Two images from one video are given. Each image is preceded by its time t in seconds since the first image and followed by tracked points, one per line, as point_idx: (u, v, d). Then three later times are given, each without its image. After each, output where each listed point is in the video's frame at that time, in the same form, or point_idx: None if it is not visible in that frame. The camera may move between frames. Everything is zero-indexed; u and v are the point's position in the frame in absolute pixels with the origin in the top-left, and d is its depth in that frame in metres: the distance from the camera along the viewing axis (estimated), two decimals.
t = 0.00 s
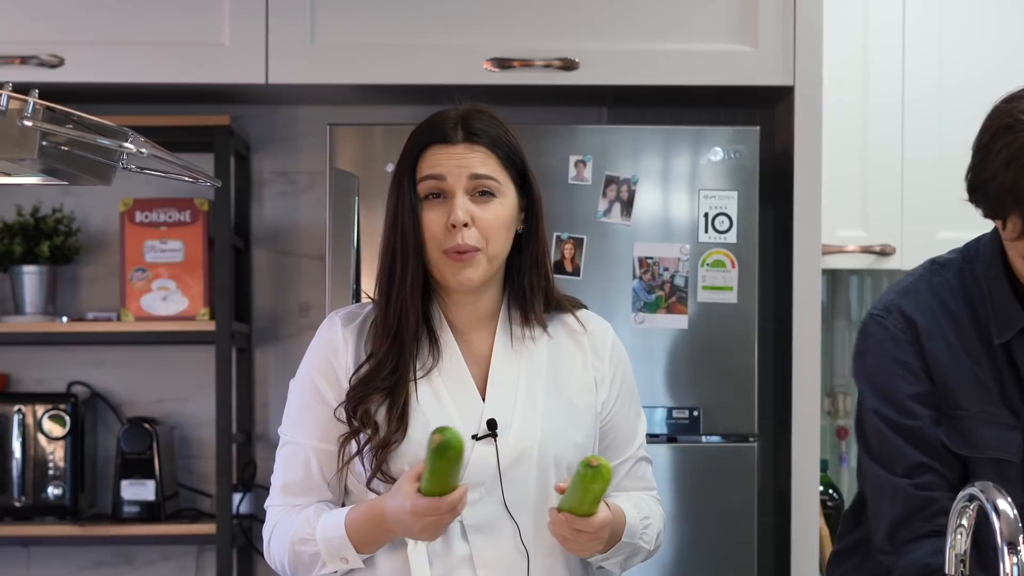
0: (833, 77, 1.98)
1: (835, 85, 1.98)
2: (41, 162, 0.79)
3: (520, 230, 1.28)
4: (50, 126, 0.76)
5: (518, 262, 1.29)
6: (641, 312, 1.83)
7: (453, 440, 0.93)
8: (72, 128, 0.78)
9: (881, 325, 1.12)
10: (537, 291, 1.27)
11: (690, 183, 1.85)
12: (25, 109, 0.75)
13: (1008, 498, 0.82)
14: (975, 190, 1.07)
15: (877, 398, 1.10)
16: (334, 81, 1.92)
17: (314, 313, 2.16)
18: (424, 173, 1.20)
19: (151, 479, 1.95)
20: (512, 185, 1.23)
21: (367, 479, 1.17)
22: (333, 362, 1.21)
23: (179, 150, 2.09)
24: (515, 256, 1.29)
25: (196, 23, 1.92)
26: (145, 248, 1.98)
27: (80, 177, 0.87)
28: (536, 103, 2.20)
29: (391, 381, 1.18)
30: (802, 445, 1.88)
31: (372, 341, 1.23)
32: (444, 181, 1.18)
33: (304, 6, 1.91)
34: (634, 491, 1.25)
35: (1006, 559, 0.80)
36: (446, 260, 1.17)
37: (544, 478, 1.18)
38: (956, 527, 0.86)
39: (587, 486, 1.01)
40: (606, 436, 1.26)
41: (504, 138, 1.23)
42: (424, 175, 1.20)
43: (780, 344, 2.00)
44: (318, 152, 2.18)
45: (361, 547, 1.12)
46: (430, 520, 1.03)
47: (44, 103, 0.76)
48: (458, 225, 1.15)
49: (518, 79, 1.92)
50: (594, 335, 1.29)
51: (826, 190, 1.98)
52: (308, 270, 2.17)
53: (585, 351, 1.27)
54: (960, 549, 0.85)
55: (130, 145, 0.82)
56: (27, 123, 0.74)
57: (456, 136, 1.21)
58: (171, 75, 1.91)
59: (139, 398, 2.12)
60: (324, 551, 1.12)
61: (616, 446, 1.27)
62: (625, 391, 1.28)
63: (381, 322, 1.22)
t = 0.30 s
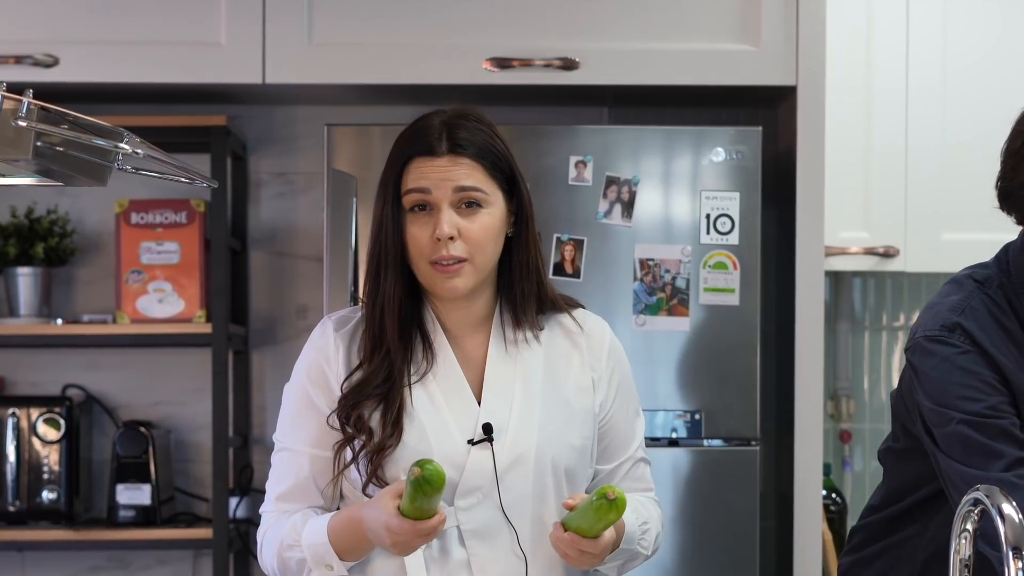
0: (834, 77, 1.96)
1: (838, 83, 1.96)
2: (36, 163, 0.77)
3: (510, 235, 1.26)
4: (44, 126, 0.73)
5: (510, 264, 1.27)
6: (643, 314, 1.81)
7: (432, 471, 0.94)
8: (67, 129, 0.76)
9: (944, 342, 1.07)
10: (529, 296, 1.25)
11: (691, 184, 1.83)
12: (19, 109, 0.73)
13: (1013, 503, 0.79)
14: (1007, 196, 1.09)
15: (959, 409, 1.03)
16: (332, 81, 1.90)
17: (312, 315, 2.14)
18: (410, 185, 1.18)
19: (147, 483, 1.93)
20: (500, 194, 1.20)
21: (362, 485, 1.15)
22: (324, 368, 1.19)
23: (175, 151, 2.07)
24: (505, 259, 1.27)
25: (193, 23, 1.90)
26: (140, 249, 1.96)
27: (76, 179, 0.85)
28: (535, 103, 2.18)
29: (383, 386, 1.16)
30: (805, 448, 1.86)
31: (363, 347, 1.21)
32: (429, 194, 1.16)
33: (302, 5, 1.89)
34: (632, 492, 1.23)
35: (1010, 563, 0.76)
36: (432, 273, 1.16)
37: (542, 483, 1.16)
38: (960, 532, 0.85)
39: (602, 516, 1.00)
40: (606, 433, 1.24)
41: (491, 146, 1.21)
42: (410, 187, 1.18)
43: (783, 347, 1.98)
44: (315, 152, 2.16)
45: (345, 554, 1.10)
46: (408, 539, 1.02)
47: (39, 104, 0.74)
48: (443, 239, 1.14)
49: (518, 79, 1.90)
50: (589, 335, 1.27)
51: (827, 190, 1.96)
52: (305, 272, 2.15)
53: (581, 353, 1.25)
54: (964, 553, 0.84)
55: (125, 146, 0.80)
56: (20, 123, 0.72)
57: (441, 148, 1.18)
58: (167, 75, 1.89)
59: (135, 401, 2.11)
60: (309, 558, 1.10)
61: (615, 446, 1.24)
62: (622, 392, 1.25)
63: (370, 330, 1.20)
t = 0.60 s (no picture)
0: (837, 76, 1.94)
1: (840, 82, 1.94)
2: (30, 164, 0.75)
3: (510, 235, 1.24)
4: (39, 127, 0.72)
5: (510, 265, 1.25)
6: (644, 317, 1.79)
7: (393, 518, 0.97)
8: (62, 129, 0.74)
9: (948, 340, 1.06)
10: (529, 297, 1.24)
11: (693, 184, 1.81)
12: (14, 109, 0.71)
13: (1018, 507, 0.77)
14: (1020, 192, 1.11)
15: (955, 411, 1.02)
16: (330, 80, 1.88)
17: (309, 317, 2.12)
18: (410, 186, 1.16)
19: (143, 487, 1.91)
20: (500, 193, 1.18)
21: (358, 488, 1.13)
22: (323, 368, 1.17)
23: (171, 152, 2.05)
24: (505, 260, 1.25)
25: (189, 22, 1.88)
26: (135, 251, 1.94)
27: (71, 180, 0.83)
28: (534, 103, 2.16)
29: (378, 387, 1.14)
30: (807, 452, 1.84)
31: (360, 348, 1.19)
32: (430, 194, 1.14)
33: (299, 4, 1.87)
34: (631, 498, 1.21)
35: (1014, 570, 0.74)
36: (434, 273, 1.14)
37: (539, 488, 1.14)
38: (963, 538, 0.83)
39: (598, 517, 1.00)
40: (605, 438, 1.22)
41: (491, 145, 1.19)
42: (410, 188, 1.16)
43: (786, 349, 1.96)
44: (313, 153, 2.14)
45: (351, 558, 1.08)
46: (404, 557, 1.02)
47: (34, 104, 0.72)
48: (444, 239, 1.12)
49: (517, 79, 1.88)
50: (589, 338, 1.25)
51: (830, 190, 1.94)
52: (302, 274, 2.13)
53: (581, 356, 1.23)
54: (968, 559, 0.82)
55: (120, 146, 0.78)
56: (15, 124, 0.70)
57: (441, 147, 1.16)
58: (163, 75, 1.87)
59: (131, 404, 2.09)
60: (313, 562, 1.08)
61: (614, 450, 1.22)
62: (621, 397, 1.24)
63: (365, 331, 1.18)
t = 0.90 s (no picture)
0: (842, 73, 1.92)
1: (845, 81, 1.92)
2: (23, 166, 0.72)
3: (524, 234, 1.22)
4: (33, 127, 0.69)
5: (522, 266, 1.23)
6: (645, 319, 1.77)
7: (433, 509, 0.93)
8: (56, 129, 0.72)
9: (894, 295, 1.03)
10: (540, 298, 1.22)
11: (694, 185, 1.79)
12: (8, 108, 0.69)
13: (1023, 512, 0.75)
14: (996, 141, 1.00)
15: (883, 372, 1.03)
16: (328, 81, 1.86)
17: (306, 319, 2.10)
18: (429, 178, 1.14)
19: (138, 491, 1.89)
20: (519, 189, 1.18)
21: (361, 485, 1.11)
22: (329, 364, 1.15)
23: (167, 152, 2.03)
24: (518, 261, 1.23)
25: (186, 21, 1.85)
26: (131, 252, 1.92)
27: (64, 182, 0.80)
28: (534, 103, 2.14)
29: (389, 386, 1.12)
30: (809, 457, 1.82)
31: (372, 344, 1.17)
32: (449, 186, 1.13)
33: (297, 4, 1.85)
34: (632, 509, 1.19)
35: None
36: (450, 267, 1.12)
37: (543, 491, 1.11)
38: (967, 542, 0.81)
39: (623, 519, 0.97)
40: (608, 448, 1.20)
41: (512, 142, 1.18)
42: (430, 180, 1.14)
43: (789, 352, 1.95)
44: (311, 154, 2.12)
45: (358, 557, 1.07)
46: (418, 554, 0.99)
47: (28, 104, 0.70)
48: (462, 232, 1.10)
49: (517, 79, 1.86)
50: (597, 344, 1.23)
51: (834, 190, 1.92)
52: (300, 275, 2.11)
53: (588, 361, 1.21)
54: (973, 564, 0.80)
55: (116, 147, 0.75)
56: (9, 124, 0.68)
57: (463, 140, 1.15)
58: (160, 75, 1.85)
59: (126, 408, 2.07)
60: (319, 561, 1.07)
61: (617, 460, 1.20)
62: (626, 409, 1.21)
63: (382, 325, 1.17)
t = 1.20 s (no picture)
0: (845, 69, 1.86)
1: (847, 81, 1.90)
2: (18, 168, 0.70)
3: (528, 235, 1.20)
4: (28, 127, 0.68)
5: (527, 268, 1.21)
6: (646, 321, 1.75)
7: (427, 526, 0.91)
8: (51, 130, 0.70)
9: (849, 276, 1.04)
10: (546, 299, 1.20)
11: (695, 186, 1.77)
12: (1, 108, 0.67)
13: None
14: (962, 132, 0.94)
15: (836, 353, 1.03)
16: (326, 81, 1.84)
17: (304, 322, 2.08)
18: (431, 177, 1.12)
19: (134, 495, 1.87)
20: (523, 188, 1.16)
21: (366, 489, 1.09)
22: (333, 366, 1.13)
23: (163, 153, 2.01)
24: (524, 263, 1.22)
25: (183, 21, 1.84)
26: (127, 254, 1.91)
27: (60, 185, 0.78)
28: (533, 103, 2.12)
29: (393, 388, 1.10)
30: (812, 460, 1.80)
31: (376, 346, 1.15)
32: (451, 183, 1.11)
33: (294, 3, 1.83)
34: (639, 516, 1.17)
35: None
36: (452, 264, 1.10)
37: (551, 497, 1.09)
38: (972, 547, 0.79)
39: (640, 528, 0.94)
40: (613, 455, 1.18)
41: (516, 141, 1.17)
42: (432, 179, 1.12)
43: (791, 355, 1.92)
44: (309, 154, 2.10)
45: (360, 563, 1.04)
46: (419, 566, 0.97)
47: (22, 104, 0.69)
48: (465, 229, 1.09)
49: (517, 79, 1.84)
50: (604, 348, 1.22)
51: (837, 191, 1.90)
52: (298, 277, 2.09)
53: (595, 365, 1.19)
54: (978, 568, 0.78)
55: (111, 148, 0.73)
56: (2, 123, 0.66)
57: (465, 138, 1.14)
58: (155, 75, 1.83)
59: (122, 411, 2.05)
60: (320, 566, 1.05)
61: (624, 466, 1.18)
62: (633, 415, 1.19)
63: (385, 329, 1.15)
